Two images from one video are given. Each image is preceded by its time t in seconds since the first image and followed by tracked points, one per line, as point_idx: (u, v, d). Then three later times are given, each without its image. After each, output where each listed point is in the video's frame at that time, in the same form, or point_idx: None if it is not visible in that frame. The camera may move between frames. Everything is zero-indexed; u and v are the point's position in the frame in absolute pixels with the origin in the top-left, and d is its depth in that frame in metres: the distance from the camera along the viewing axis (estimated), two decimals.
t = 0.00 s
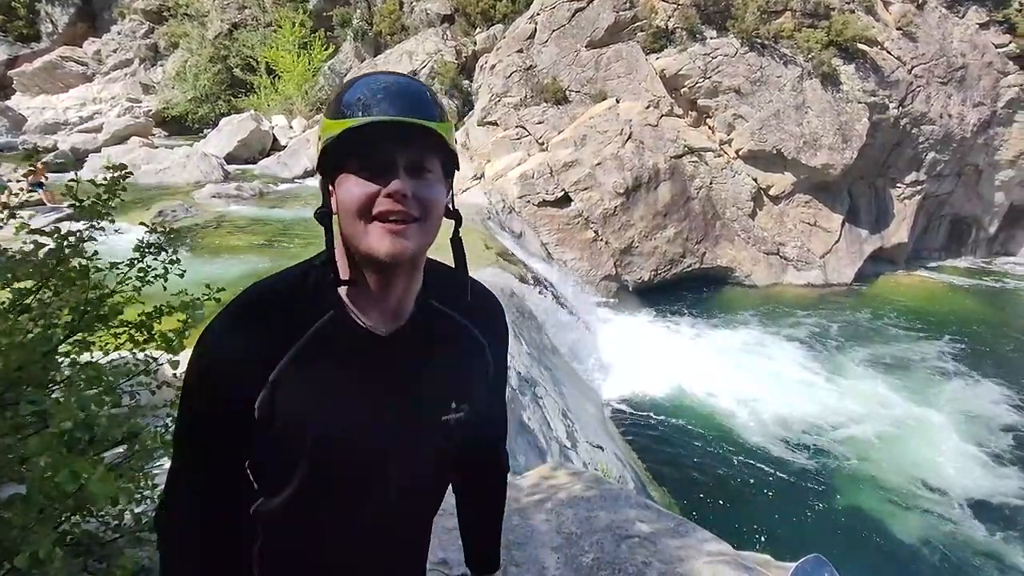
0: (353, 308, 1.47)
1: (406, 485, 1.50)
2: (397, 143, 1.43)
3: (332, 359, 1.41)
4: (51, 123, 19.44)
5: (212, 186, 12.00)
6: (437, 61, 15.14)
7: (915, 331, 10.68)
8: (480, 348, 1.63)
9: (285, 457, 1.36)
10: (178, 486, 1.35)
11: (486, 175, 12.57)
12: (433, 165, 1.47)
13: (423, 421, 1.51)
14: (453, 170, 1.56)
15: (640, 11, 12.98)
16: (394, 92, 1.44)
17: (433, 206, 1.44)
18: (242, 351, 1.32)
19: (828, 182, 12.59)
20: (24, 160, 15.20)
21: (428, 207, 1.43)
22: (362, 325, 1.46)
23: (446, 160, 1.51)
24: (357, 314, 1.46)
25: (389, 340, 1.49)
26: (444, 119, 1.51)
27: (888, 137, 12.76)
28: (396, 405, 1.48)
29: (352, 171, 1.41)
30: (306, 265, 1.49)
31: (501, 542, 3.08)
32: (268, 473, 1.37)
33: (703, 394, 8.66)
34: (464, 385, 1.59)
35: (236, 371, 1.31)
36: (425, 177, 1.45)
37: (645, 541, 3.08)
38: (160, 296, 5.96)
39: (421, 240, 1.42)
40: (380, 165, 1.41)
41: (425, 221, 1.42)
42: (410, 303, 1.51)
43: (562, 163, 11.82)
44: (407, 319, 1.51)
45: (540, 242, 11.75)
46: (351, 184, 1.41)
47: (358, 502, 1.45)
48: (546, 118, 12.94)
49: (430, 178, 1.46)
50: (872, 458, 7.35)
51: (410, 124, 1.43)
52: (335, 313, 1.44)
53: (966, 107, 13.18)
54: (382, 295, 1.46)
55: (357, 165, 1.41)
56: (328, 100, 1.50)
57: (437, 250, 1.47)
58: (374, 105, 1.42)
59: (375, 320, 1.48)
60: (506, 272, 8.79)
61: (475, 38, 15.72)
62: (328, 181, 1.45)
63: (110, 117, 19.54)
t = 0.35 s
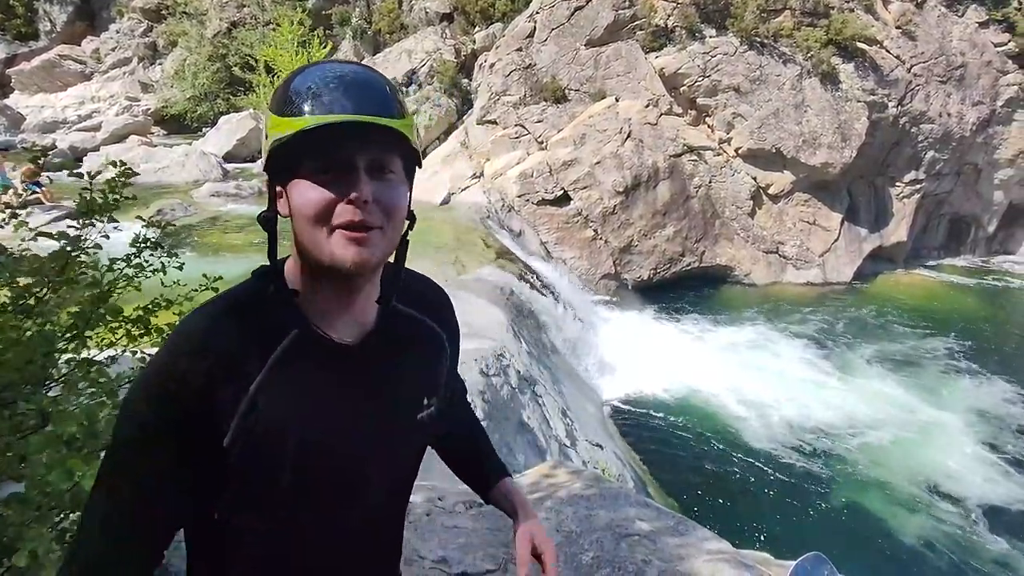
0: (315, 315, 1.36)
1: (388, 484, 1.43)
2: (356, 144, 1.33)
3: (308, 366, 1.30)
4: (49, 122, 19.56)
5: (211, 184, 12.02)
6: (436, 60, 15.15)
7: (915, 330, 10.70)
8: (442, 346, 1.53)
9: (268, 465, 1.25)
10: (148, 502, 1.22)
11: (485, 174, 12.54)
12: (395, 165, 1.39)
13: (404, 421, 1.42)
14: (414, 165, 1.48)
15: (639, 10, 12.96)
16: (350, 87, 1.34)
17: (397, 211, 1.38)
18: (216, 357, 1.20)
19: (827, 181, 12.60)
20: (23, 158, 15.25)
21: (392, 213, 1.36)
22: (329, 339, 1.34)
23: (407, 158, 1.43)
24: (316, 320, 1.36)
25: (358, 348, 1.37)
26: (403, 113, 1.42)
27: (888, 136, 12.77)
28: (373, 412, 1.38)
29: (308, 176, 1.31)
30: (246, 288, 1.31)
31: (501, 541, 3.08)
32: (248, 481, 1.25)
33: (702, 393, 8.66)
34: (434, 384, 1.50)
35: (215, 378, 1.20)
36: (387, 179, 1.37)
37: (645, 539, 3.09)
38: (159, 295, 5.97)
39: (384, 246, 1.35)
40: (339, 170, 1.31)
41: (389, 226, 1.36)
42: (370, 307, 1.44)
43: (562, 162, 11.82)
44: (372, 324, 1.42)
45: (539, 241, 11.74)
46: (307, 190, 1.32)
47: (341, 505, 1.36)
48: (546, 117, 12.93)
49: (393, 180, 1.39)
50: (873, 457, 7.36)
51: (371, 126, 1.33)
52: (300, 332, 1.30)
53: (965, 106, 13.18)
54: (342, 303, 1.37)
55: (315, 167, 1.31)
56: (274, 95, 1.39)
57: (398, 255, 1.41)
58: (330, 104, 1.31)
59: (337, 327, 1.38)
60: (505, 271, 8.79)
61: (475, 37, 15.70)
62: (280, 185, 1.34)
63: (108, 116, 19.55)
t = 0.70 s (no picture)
0: (276, 314, 1.29)
1: (368, 481, 1.36)
2: (324, 139, 1.27)
3: (268, 361, 1.25)
4: (48, 121, 19.65)
5: (210, 184, 12.03)
6: (436, 59, 15.17)
7: (915, 329, 10.70)
8: (416, 344, 1.45)
9: (241, 467, 1.19)
10: (115, 521, 1.13)
11: (484, 173, 12.53)
12: (364, 162, 1.33)
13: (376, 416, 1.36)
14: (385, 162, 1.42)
15: (639, 10, 12.93)
16: (313, 77, 1.27)
17: (363, 209, 1.30)
18: (177, 358, 1.14)
19: (827, 180, 12.62)
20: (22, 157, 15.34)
21: (356, 211, 1.29)
22: (297, 338, 1.29)
23: (377, 154, 1.36)
24: (281, 319, 1.30)
25: (323, 348, 1.32)
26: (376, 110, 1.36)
27: (887, 135, 12.78)
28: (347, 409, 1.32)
29: (266, 170, 1.24)
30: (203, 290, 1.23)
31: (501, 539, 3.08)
32: (222, 486, 1.18)
33: (701, 392, 8.66)
34: (408, 382, 1.42)
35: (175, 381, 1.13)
36: (354, 176, 1.31)
37: (646, 539, 3.09)
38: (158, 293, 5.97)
39: (351, 246, 1.28)
40: (299, 164, 1.24)
41: (354, 224, 1.29)
42: (337, 304, 1.37)
43: (561, 161, 11.83)
44: (338, 322, 1.35)
45: (539, 240, 11.76)
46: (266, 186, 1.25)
47: (323, 506, 1.31)
48: (545, 116, 12.94)
49: (360, 178, 1.32)
50: (872, 457, 7.36)
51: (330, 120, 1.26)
52: (264, 330, 1.25)
53: (963, 105, 13.19)
54: (312, 302, 1.32)
55: (272, 163, 1.24)
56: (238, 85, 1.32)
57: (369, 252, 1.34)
58: (287, 95, 1.24)
59: (301, 325, 1.31)
60: (504, 270, 8.82)
61: (475, 36, 15.69)
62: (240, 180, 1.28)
63: (108, 115, 19.57)
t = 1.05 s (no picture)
0: (265, 328, 1.29)
1: (362, 478, 1.40)
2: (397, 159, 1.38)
3: (263, 370, 1.25)
4: (47, 120, 19.65)
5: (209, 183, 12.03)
6: (435, 59, 15.18)
7: (914, 329, 10.70)
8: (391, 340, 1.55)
9: (249, 476, 1.18)
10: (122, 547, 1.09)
11: (483, 172, 12.53)
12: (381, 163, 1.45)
13: (368, 421, 1.40)
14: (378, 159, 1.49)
15: (638, 9, 12.89)
16: (372, 95, 1.32)
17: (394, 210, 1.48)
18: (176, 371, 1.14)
19: (825, 179, 12.63)
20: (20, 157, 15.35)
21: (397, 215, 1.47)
22: (292, 348, 1.31)
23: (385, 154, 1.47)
24: (287, 331, 1.32)
25: (315, 356, 1.33)
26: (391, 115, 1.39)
27: (885, 135, 12.79)
28: (342, 410, 1.35)
29: (354, 193, 1.30)
30: (185, 301, 1.26)
31: (501, 539, 3.09)
32: (231, 499, 1.17)
33: (701, 393, 8.63)
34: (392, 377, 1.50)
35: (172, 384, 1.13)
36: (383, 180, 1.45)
37: (645, 538, 3.09)
38: (156, 294, 5.98)
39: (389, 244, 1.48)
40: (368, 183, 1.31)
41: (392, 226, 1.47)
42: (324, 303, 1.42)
43: (560, 160, 11.83)
44: (326, 326, 1.40)
45: (538, 240, 11.77)
46: (343, 202, 1.30)
47: (329, 509, 1.32)
48: (544, 116, 12.94)
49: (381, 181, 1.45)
50: (871, 456, 7.37)
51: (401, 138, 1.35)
52: (258, 348, 1.25)
53: (962, 105, 13.20)
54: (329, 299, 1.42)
55: (355, 181, 1.28)
56: (259, 94, 1.22)
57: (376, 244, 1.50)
58: (362, 115, 1.29)
59: (296, 335, 1.33)
60: (503, 269, 8.82)
61: (474, 35, 15.68)
62: (304, 197, 1.26)
63: (106, 114, 19.57)
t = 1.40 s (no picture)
0: (266, 331, 1.29)
1: (360, 477, 1.43)
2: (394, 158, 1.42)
3: (265, 372, 1.25)
4: (44, 120, 19.64)
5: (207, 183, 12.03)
6: (433, 58, 15.19)
7: (912, 328, 10.71)
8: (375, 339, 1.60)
9: (255, 481, 1.19)
10: (128, 554, 1.09)
11: (482, 172, 12.53)
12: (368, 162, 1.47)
13: (362, 419, 1.43)
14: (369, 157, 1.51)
15: (636, 8, 12.91)
16: (372, 97, 1.35)
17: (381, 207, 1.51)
18: (183, 375, 1.14)
19: (823, 178, 12.64)
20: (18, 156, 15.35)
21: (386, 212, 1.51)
22: (296, 350, 1.32)
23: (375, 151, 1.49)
24: (289, 335, 1.32)
25: (314, 358, 1.35)
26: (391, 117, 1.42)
27: (883, 134, 12.80)
28: (339, 409, 1.38)
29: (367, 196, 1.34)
30: (182, 303, 1.26)
31: (500, 539, 3.09)
32: (236, 503, 1.18)
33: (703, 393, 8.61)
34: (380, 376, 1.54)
35: (174, 386, 1.13)
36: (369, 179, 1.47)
37: (644, 538, 3.10)
38: (154, 294, 5.98)
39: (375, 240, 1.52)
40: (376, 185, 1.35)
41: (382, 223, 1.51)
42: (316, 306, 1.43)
43: (559, 160, 11.83)
44: (321, 327, 1.43)
45: (537, 240, 11.77)
46: (356, 207, 1.32)
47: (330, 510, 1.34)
48: (543, 115, 12.93)
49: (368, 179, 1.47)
50: (869, 455, 7.38)
51: (400, 139, 1.40)
52: (263, 352, 1.26)
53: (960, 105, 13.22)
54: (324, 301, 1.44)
55: (368, 185, 1.32)
56: (270, 103, 1.22)
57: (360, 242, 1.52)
58: (372, 120, 1.32)
59: (298, 339, 1.35)
60: (502, 269, 8.84)
61: (472, 34, 15.68)
62: (322, 204, 1.28)
63: (103, 114, 19.57)
